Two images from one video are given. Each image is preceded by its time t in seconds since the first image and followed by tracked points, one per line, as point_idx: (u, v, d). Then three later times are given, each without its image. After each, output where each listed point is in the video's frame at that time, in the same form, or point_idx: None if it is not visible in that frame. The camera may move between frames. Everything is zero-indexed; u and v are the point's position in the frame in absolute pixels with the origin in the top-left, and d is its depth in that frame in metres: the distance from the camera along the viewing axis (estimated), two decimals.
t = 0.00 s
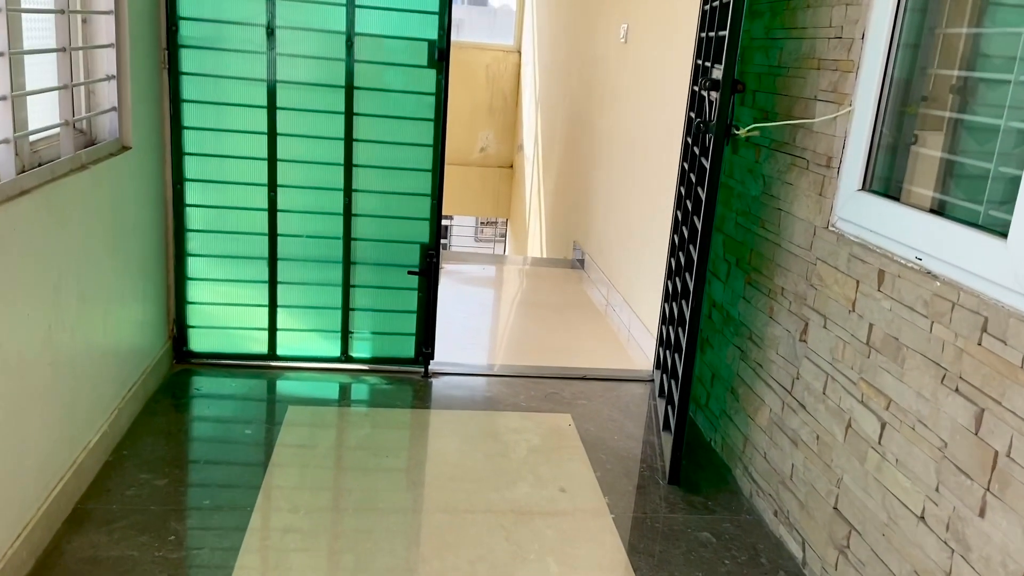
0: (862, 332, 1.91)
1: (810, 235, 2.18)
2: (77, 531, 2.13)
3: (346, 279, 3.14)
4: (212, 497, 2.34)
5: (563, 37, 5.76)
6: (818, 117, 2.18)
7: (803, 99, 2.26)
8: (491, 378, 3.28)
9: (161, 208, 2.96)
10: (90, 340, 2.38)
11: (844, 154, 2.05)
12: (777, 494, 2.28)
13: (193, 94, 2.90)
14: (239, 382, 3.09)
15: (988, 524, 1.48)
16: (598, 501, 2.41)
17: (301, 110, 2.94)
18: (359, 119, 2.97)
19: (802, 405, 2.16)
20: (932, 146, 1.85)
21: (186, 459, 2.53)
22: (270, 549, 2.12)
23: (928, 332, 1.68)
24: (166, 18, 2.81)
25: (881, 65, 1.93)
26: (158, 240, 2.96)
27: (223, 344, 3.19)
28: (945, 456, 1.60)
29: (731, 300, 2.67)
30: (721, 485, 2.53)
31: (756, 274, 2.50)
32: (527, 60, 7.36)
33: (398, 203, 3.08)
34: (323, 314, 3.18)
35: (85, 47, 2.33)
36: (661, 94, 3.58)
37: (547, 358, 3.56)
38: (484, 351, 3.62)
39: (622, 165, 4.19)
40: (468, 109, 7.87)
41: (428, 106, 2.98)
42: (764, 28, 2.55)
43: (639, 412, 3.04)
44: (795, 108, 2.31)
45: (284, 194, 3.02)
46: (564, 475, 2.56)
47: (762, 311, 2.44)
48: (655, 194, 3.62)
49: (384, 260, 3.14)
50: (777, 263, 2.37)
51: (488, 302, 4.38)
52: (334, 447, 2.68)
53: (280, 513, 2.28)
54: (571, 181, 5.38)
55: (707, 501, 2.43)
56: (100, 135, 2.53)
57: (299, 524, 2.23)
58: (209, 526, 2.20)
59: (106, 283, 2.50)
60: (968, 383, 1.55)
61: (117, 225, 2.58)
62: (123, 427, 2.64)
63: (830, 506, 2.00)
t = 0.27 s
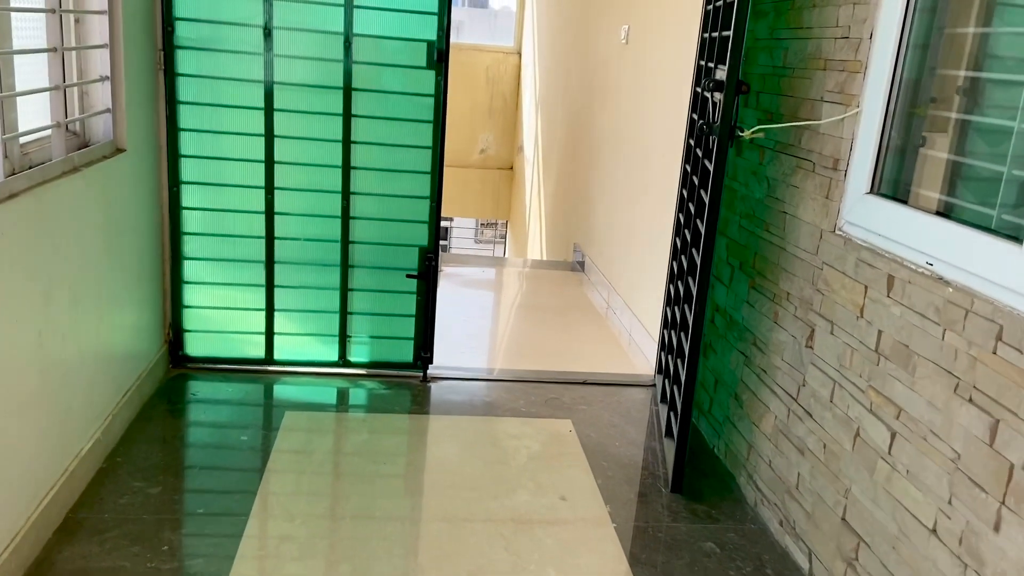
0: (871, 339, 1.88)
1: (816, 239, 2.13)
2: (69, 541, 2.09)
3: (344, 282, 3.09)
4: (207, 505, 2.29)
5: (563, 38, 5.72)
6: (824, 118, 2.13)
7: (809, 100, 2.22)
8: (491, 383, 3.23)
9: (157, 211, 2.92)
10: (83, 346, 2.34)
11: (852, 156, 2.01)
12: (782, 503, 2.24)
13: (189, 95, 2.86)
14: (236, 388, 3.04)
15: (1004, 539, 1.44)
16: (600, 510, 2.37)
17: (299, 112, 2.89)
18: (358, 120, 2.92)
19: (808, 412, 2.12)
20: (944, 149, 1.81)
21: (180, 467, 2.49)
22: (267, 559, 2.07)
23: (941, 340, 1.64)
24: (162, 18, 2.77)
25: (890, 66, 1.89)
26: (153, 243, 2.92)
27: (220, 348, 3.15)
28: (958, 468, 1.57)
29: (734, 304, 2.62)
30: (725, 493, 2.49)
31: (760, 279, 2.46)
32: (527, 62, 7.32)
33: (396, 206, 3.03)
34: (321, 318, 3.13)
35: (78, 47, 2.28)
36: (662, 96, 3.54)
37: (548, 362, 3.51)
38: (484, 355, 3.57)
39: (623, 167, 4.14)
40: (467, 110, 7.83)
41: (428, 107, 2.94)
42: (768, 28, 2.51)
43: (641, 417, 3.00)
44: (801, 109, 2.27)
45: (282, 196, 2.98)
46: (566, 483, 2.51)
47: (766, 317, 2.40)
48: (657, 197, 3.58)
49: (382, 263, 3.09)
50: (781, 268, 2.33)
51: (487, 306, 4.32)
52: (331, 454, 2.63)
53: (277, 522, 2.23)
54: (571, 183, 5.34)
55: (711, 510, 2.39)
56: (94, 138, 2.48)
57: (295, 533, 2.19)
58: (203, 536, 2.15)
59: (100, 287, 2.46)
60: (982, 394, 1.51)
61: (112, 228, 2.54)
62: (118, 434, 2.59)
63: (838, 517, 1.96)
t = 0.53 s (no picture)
0: (884, 353, 1.80)
1: (825, 247, 2.06)
2: (51, 560, 2.01)
3: (338, 289, 3.01)
4: (195, 522, 2.22)
5: (564, 39, 5.65)
6: (834, 121, 2.06)
7: (818, 103, 2.14)
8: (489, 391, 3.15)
9: (147, 216, 2.84)
10: (69, 357, 2.26)
11: (863, 161, 1.93)
12: (790, 521, 2.17)
13: (181, 98, 2.79)
14: (228, 397, 2.97)
15: None
16: (601, 526, 2.29)
17: (293, 115, 2.82)
18: (353, 123, 2.85)
19: (818, 427, 2.04)
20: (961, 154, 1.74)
21: (168, 480, 2.41)
22: None
23: (959, 355, 1.57)
24: (153, 19, 2.70)
25: (904, 68, 1.81)
26: (144, 249, 2.84)
27: (212, 356, 3.07)
28: (977, 490, 1.50)
29: (739, 313, 2.55)
30: (730, 508, 2.41)
31: (766, 287, 2.39)
32: (527, 63, 7.24)
33: (392, 211, 2.96)
34: (315, 325, 3.05)
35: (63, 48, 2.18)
36: (665, 98, 3.47)
37: (547, 370, 3.44)
38: (482, 363, 3.49)
39: (624, 170, 4.07)
40: (467, 112, 7.75)
41: (424, 110, 2.87)
42: (775, 28, 2.43)
43: (643, 428, 2.92)
44: (809, 113, 2.19)
45: (275, 201, 2.90)
46: (566, 497, 2.43)
47: (773, 327, 2.33)
48: (659, 201, 3.50)
49: (378, 269, 3.02)
50: (789, 276, 2.25)
51: (485, 312, 4.24)
52: (324, 466, 2.55)
53: (268, 539, 2.16)
54: (572, 186, 5.27)
55: (716, 526, 2.31)
56: (81, 142, 2.39)
57: (287, 551, 2.11)
58: (191, 554, 2.08)
59: (87, 296, 2.38)
60: (1004, 414, 1.44)
61: (101, 234, 2.46)
62: (106, 446, 2.51)
63: (849, 537, 1.90)
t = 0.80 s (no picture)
0: (899, 373, 1.72)
1: (836, 260, 1.98)
2: None
3: (332, 299, 2.93)
4: (181, 543, 2.13)
5: (565, 42, 5.57)
6: (845, 129, 1.97)
7: (829, 110, 2.06)
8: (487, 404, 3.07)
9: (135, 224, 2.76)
10: (52, 372, 2.18)
11: (877, 171, 1.85)
12: (800, 544, 2.08)
13: (170, 103, 2.71)
14: (219, 410, 2.88)
15: None
16: (603, 548, 2.20)
17: (286, 120, 2.74)
18: (347, 129, 2.77)
19: (830, 448, 1.96)
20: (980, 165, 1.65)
21: (154, 499, 2.32)
22: None
23: (980, 378, 1.48)
24: (141, 22, 2.62)
25: (920, 74, 1.73)
26: (132, 258, 2.76)
27: (202, 368, 2.98)
28: (999, 521, 1.42)
29: (746, 326, 2.46)
30: (736, 529, 2.33)
31: (774, 300, 2.30)
32: (528, 66, 7.17)
33: (388, 219, 2.88)
34: (308, 336, 2.97)
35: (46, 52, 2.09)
36: (668, 102, 3.38)
37: (547, 382, 3.35)
38: (480, 374, 3.41)
39: (626, 176, 3.99)
40: (467, 115, 7.68)
41: (420, 115, 2.79)
42: (783, 32, 2.35)
43: (645, 443, 2.83)
44: (819, 120, 2.11)
45: (267, 209, 2.82)
46: (566, 517, 2.35)
47: (781, 341, 2.24)
48: (662, 208, 3.42)
49: (373, 279, 2.94)
50: (798, 290, 2.17)
51: (484, 321, 4.15)
52: (316, 484, 2.47)
53: (256, 563, 2.08)
54: (573, 191, 5.19)
55: (722, 548, 2.23)
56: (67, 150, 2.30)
57: None
58: None
59: (72, 309, 2.29)
60: None
61: (88, 244, 2.38)
62: (91, 463, 2.43)
63: (862, 564, 1.81)
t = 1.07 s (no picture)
0: (910, 386, 1.67)
1: (844, 269, 1.93)
2: None
3: (329, 305, 2.88)
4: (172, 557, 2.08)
5: (566, 43, 5.52)
6: (854, 134, 1.92)
7: (836, 114, 2.00)
8: (487, 412, 3.02)
9: (128, 230, 2.71)
10: (41, 382, 2.13)
11: (886, 177, 1.80)
12: (806, 559, 2.03)
13: (164, 106, 2.66)
14: (213, 419, 2.83)
15: None
16: (604, 563, 2.15)
17: (281, 123, 2.69)
18: (344, 132, 2.72)
19: (837, 461, 1.91)
20: (994, 171, 1.60)
21: (146, 511, 2.27)
22: None
23: (995, 393, 1.43)
24: (134, 24, 2.58)
25: (931, 78, 1.68)
26: (125, 264, 2.71)
27: (196, 376, 2.93)
28: (1014, 542, 1.36)
29: (750, 334, 2.41)
30: (740, 543, 2.28)
31: (779, 308, 2.25)
32: (529, 67, 7.13)
33: (386, 224, 2.83)
34: (304, 343, 2.92)
35: (35, 54, 2.04)
36: (671, 105, 3.33)
37: (547, 389, 3.30)
38: (480, 381, 3.36)
39: (628, 179, 3.94)
40: (467, 116, 7.63)
41: (418, 118, 2.74)
42: (789, 34, 2.30)
43: (647, 453, 2.78)
44: (826, 124, 2.05)
45: (262, 214, 2.77)
46: (567, 530, 2.30)
47: (786, 351, 2.19)
48: (664, 212, 3.37)
49: (370, 285, 2.89)
50: (804, 298, 2.12)
51: (484, 326, 4.10)
52: (312, 496, 2.41)
53: None
54: (574, 193, 5.14)
55: (726, 563, 2.18)
56: (56, 155, 2.24)
57: None
58: None
59: (62, 317, 2.24)
60: None
61: (79, 250, 2.33)
62: (81, 474, 2.38)
63: None
